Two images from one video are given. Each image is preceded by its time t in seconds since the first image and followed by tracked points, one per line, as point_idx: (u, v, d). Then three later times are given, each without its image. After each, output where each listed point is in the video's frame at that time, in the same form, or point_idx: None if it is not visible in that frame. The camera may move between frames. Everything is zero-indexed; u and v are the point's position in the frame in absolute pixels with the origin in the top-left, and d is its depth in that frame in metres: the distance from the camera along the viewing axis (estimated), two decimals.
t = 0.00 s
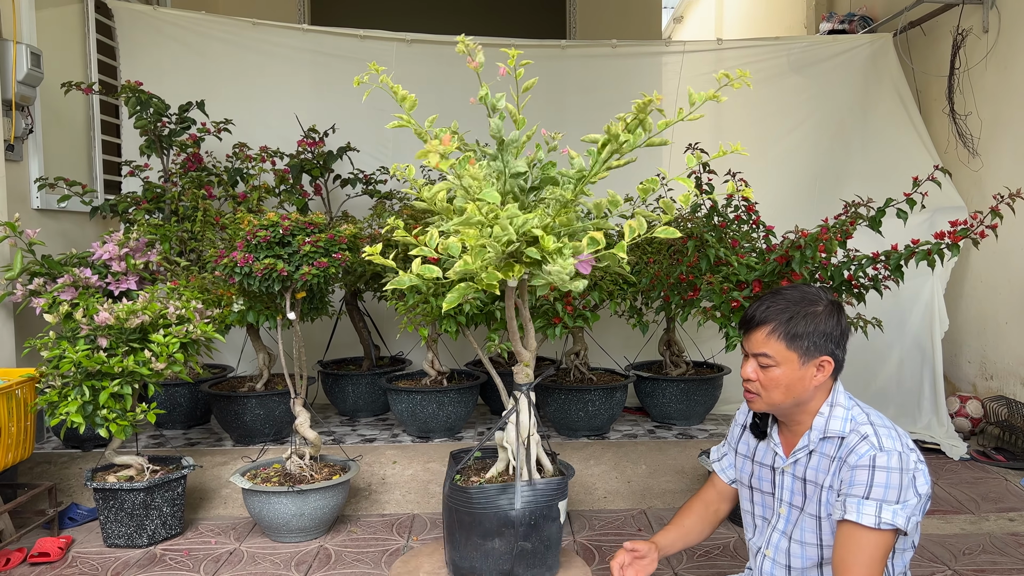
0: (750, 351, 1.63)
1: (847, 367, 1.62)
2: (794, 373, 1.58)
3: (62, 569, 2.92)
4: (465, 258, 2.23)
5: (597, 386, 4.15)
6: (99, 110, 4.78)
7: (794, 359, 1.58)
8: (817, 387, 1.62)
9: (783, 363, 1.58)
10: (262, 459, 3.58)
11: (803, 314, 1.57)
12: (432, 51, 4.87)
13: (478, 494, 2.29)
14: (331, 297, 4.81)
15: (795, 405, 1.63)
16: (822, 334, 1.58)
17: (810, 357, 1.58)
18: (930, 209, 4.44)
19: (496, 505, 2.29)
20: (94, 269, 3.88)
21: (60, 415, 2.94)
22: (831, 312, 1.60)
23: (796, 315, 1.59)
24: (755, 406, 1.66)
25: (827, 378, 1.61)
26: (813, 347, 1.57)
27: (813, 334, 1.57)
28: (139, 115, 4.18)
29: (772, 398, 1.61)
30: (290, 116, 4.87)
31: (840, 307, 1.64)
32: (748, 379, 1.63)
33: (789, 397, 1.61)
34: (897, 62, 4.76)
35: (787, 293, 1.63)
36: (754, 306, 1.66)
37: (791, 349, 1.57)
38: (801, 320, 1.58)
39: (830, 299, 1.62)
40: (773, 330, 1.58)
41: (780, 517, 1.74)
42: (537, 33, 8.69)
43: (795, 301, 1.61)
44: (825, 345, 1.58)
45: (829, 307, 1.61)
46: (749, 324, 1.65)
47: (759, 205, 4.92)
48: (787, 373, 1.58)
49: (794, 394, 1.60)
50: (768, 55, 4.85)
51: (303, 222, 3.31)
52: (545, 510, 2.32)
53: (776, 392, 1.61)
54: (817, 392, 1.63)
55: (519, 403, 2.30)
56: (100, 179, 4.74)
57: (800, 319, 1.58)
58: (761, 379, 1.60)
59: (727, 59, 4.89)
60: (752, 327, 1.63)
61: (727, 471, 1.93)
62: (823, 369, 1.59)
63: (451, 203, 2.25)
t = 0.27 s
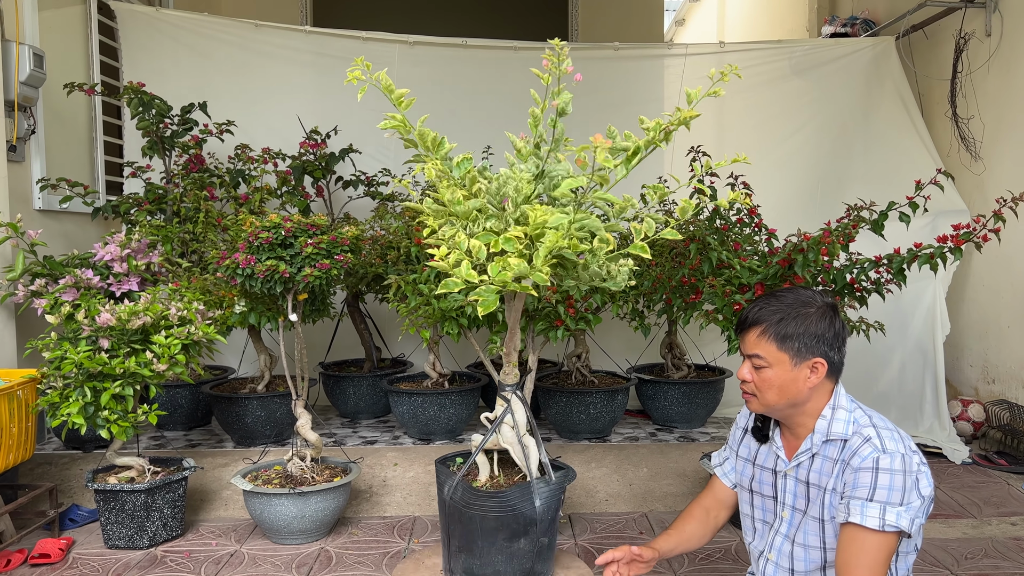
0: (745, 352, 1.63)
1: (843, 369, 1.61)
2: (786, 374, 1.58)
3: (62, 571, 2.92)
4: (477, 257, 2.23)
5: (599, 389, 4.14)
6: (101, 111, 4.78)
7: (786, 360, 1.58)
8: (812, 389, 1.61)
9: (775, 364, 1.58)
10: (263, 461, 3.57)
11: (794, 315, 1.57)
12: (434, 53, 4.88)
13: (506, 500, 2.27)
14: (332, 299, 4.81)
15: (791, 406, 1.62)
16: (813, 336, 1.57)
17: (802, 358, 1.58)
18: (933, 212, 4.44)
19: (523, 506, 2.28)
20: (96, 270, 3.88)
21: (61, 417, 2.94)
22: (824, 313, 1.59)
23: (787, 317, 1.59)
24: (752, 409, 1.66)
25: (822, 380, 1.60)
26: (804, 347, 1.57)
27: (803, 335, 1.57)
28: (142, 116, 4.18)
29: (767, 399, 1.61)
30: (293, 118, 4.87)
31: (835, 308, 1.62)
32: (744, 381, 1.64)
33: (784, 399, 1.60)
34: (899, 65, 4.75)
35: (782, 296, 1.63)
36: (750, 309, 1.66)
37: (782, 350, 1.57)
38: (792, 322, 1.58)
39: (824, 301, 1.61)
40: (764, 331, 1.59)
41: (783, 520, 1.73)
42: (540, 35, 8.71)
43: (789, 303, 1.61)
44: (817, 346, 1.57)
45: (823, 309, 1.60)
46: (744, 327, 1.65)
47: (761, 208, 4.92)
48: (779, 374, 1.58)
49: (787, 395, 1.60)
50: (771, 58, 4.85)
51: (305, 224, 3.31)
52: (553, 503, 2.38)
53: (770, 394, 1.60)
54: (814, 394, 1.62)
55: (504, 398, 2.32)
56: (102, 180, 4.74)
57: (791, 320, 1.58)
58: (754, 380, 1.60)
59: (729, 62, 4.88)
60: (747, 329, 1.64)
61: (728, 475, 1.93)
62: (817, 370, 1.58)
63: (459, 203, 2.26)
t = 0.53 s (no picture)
0: (746, 354, 1.63)
1: (843, 372, 1.61)
2: (785, 375, 1.58)
3: (64, 571, 2.92)
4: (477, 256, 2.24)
5: (600, 391, 4.14)
6: (104, 112, 4.79)
7: (786, 361, 1.58)
8: (813, 391, 1.60)
9: (775, 366, 1.58)
10: (264, 462, 3.57)
11: (793, 316, 1.58)
12: (437, 55, 4.88)
13: (529, 499, 2.20)
14: (334, 300, 4.81)
15: (792, 408, 1.62)
16: (813, 337, 1.57)
17: (801, 360, 1.58)
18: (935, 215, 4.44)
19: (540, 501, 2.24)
20: (98, 271, 3.89)
21: (62, 417, 2.94)
22: (824, 315, 1.59)
23: (787, 318, 1.59)
24: (754, 411, 1.66)
25: (823, 382, 1.60)
26: (803, 349, 1.57)
27: (803, 337, 1.57)
28: (144, 117, 4.18)
29: (766, 401, 1.61)
30: (295, 120, 4.88)
31: (836, 310, 1.62)
32: (745, 382, 1.64)
33: (784, 401, 1.60)
34: (901, 68, 4.75)
35: (784, 298, 1.64)
36: (751, 310, 1.67)
37: (782, 352, 1.57)
38: (792, 323, 1.58)
39: (825, 303, 1.61)
40: (764, 332, 1.59)
41: (786, 524, 1.73)
42: (542, 37, 8.72)
43: (790, 305, 1.61)
44: (817, 347, 1.57)
45: (824, 311, 1.60)
46: (745, 328, 1.65)
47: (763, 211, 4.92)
48: (779, 376, 1.58)
49: (788, 397, 1.60)
50: (773, 61, 4.86)
51: (308, 225, 3.31)
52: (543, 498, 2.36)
53: (770, 395, 1.60)
54: (814, 396, 1.62)
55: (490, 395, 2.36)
56: (104, 181, 4.75)
57: (790, 322, 1.58)
58: (754, 382, 1.60)
59: (731, 66, 4.90)
60: (747, 330, 1.64)
61: (728, 478, 1.92)
62: (817, 372, 1.58)
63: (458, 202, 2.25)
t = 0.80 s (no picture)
0: (751, 351, 1.63)
1: (848, 374, 1.60)
2: (790, 374, 1.58)
3: (65, 572, 2.92)
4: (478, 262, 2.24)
5: (602, 393, 4.13)
6: (106, 113, 4.79)
7: (790, 360, 1.57)
8: (816, 392, 1.60)
9: (779, 364, 1.58)
10: (266, 463, 3.57)
11: (800, 315, 1.58)
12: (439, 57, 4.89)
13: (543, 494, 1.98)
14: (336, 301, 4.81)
15: (794, 408, 1.62)
16: (818, 337, 1.57)
17: (806, 359, 1.57)
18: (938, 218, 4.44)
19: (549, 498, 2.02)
20: (100, 272, 3.90)
21: (65, 417, 2.94)
22: (831, 317, 1.59)
23: (793, 317, 1.59)
24: (756, 409, 1.66)
25: (826, 383, 1.59)
26: (809, 348, 1.57)
27: (808, 336, 1.57)
28: (147, 118, 4.19)
29: (769, 399, 1.61)
30: (298, 121, 4.88)
31: (844, 313, 1.62)
32: (748, 379, 1.64)
33: (786, 400, 1.60)
34: (904, 71, 4.75)
35: (792, 297, 1.64)
36: (758, 309, 1.67)
37: (786, 350, 1.57)
38: (799, 322, 1.58)
39: (832, 305, 1.61)
40: (770, 330, 1.59)
41: (788, 526, 1.73)
42: (544, 39, 8.74)
43: (797, 304, 1.61)
44: (822, 348, 1.57)
45: (831, 312, 1.60)
46: (752, 326, 1.65)
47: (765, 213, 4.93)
48: (783, 374, 1.58)
49: (791, 396, 1.60)
50: (776, 63, 4.87)
51: (310, 226, 3.31)
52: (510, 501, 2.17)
53: (773, 393, 1.60)
54: (818, 397, 1.62)
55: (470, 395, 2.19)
56: (107, 182, 4.75)
57: (797, 321, 1.58)
58: (757, 379, 1.61)
59: (734, 68, 4.90)
60: (754, 328, 1.64)
61: (728, 478, 1.92)
62: (821, 372, 1.57)
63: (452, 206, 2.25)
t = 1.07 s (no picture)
0: (758, 350, 1.62)
1: (856, 378, 1.60)
2: (798, 375, 1.57)
3: (67, 572, 2.92)
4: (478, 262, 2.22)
5: (604, 395, 4.13)
6: (110, 114, 4.80)
7: (800, 361, 1.57)
8: (822, 394, 1.59)
9: (788, 364, 1.57)
10: (268, 464, 3.57)
11: (811, 317, 1.57)
12: (442, 58, 4.89)
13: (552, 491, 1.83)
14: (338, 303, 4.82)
15: (799, 409, 1.61)
16: (830, 340, 1.56)
17: (815, 361, 1.57)
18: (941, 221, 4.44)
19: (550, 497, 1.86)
20: (103, 273, 3.91)
21: (68, 417, 2.94)
22: (843, 320, 1.58)
23: (805, 318, 1.58)
24: (760, 409, 1.64)
25: (833, 386, 1.59)
26: (819, 350, 1.56)
27: (820, 338, 1.56)
28: (150, 119, 4.19)
29: (775, 399, 1.60)
30: (301, 122, 4.89)
31: (854, 317, 1.61)
32: (753, 378, 1.62)
33: (792, 401, 1.59)
34: (908, 74, 4.75)
35: (801, 298, 1.63)
36: (765, 309, 1.65)
37: (797, 350, 1.56)
38: (810, 323, 1.57)
39: (844, 309, 1.60)
40: (781, 330, 1.58)
41: (790, 529, 1.73)
42: (547, 41, 8.74)
43: (808, 305, 1.60)
44: (832, 351, 1.56)
45: (842, 316, 1.59)
46: (759, 325, 1.64)
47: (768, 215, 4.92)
48: (791, 375, 1.57)
49: (797, 397, 1.59)
50: (780, 65, 4.87)
51: (313, 228, 3.31)
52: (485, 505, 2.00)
53: (779, 394, 1.59)
54: (823, 400, 1.61)
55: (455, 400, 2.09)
56: (110, 183, 4.76)
57: (809, 322, 1.57)
58: (764, 378, 1.59)
59: (737, 70, 4.90)
60: (762, 327, 1.63)
61: (729, 480, 1.92)
62: (829, 375, 1.57)
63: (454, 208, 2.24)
